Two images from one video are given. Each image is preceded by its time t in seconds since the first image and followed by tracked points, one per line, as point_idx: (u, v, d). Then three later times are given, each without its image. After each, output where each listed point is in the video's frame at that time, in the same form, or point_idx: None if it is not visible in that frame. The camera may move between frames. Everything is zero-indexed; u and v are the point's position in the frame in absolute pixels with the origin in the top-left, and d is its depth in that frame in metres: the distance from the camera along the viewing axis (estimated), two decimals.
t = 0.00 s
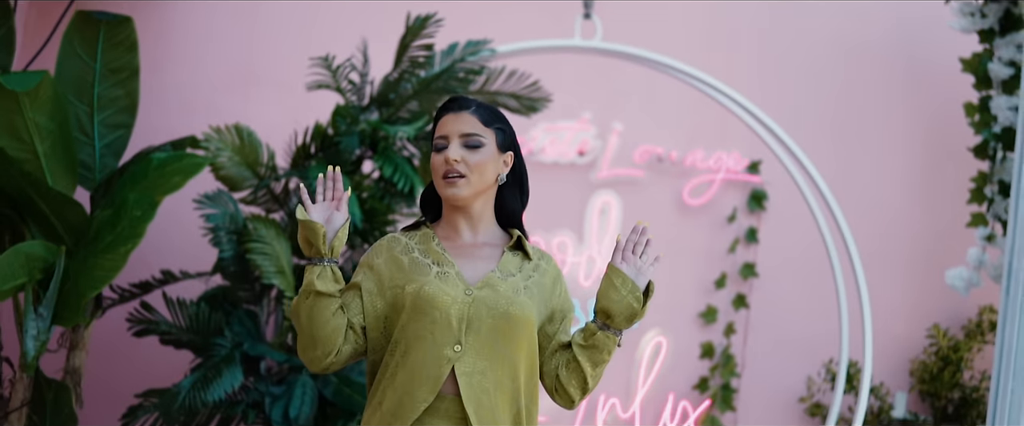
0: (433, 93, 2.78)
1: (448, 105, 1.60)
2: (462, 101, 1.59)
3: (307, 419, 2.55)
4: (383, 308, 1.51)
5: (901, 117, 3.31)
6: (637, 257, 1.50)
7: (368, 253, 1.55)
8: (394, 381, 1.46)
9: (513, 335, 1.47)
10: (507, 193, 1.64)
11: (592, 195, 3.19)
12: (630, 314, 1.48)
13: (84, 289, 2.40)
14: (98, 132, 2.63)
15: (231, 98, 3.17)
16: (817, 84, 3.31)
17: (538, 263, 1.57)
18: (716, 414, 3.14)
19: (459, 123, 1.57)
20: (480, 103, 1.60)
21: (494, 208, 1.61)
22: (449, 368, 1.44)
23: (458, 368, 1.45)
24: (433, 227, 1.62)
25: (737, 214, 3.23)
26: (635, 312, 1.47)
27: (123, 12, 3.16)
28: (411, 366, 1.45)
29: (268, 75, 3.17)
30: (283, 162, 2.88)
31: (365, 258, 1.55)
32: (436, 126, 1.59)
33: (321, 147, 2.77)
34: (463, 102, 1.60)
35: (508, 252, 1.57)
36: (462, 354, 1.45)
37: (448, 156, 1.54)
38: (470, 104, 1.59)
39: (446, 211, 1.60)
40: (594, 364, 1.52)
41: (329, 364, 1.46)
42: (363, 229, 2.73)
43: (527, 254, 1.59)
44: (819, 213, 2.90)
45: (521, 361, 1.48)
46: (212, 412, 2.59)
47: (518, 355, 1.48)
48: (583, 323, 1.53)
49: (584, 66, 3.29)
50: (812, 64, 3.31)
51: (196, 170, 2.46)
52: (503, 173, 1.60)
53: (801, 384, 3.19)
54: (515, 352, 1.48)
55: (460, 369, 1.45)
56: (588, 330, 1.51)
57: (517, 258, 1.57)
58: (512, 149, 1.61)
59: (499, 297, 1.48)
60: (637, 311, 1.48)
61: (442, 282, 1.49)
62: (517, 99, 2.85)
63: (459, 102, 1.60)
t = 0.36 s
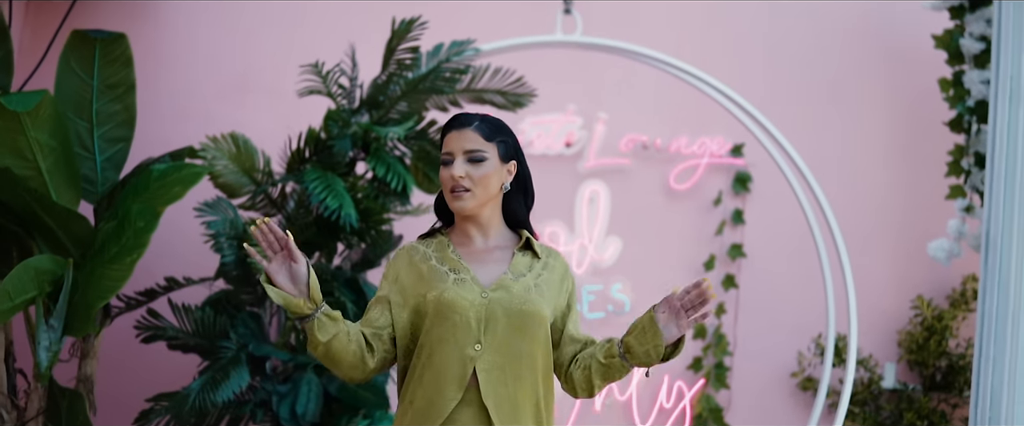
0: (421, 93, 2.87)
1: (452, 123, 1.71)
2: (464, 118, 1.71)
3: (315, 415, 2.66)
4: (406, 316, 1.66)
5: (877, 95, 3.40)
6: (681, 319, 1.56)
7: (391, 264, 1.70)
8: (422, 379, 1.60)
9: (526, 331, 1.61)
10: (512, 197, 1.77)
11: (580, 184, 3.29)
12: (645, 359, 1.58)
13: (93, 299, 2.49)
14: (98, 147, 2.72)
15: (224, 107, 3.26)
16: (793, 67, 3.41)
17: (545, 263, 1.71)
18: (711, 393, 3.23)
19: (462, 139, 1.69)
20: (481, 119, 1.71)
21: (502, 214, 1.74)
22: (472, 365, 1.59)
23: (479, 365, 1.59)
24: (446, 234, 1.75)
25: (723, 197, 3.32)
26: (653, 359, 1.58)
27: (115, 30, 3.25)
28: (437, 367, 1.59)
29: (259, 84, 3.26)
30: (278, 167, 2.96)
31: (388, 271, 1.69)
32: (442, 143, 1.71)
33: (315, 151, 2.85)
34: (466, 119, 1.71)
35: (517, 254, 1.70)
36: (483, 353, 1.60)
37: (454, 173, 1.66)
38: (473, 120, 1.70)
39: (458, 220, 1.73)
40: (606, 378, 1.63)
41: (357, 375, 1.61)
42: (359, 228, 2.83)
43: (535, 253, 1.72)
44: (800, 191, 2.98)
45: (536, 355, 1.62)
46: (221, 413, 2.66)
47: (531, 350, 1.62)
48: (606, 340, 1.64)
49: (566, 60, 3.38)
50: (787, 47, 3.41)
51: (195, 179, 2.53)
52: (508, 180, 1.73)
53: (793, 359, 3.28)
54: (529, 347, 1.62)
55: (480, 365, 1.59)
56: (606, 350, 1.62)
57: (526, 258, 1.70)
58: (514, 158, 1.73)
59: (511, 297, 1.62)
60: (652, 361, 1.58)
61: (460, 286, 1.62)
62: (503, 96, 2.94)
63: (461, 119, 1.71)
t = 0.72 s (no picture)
0: (411, 90, 2.96)
1: (474, 118, 1.75)
2: (484, 115, 1.75)
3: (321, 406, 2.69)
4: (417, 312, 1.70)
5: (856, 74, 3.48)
6: None
7: (403, 259, 1.73)
8: (435, 371, 1.66)
9: (531, 322, 1.66)
10: (519, 196, 1.79)
11: (569, 172, 3.37)
12: None
13: (101, 302, 2.56)
14: (100, 153, 2.80)
15: (220, 110, 3.34)
16: (772, 50, 3.49)
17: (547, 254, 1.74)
18: (704, 370, 3.32)
19: (484, 132, 1.72)
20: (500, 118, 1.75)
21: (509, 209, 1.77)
22: (480, 356, 1.65)
23: (487, 356, 1.65)
24: (452, 227, 1.78)
25: (709, 179, 3.41)
26: None
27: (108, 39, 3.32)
28: (448, 358, 1.65)
29: (253, 86, 3.35)
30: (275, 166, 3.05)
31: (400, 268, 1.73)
32: (463, 134, 1.74)
33: (311, 149, 2.92)
34: (486, 117, 1.75)
35: (522, 247, 1.73)
36: (490, 343, 1.65)
37: (478, 160, 1.69)
38: (493, 117, 1.74)
39: (468, 211, 1.75)
40: None
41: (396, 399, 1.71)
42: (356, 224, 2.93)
43: (539, 247, 1.75)
44: (783, 171, 3.06)
45: (541, 343, 1.67)
46: (229, 408, 2.77)
47: (535, 340, 1.67)
48: None
49: (552, 50, 3.46)
50: (766, 31, 3.50)
51: (195, 182, 2.60)
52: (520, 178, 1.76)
53: (783, 334, 3.37)
54: (533, 338, 1.67)
55: (489, 358, 1.65)
56: None
57: (530, 251, 1.73)
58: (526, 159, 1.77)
59: (515, 291, 1.66)
60: None
61: (467, 282, 1.67)
62: (491, 90, 3.01)
63: (481, 116, 1.75)
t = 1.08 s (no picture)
0: (404, 81, 3.03)
1: (471, 111, 1.74)
2: (480, 108, 1.74)
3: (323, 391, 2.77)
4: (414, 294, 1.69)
5: (838, 54, 3.57)
6: None
7: (402, 244, 1.73)
8: (427, 347, 1.64)
9: (519, 300, 1.64)
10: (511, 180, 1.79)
11: (561, 157, 3.44)
12: None
13: (108, 296, 2.64)
14: (103, 152, 2.88)
15: (218, 107, 3.42)
16: (755, 32, 3.57)
17: (540, 239, 1.71)
18: (697, 346, 3.40)
19: (485, 125, 1.71)
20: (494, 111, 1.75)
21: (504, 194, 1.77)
22: (467, 332, 1.62)
23: (476, 332, 1.62)
24: (448, 214, 1.77)
25: (698, 160, 3.49)
26: None
27: (107, 40, 3.39)
28: (439, 335, 1.63)
29: (249, 83, 3.43)
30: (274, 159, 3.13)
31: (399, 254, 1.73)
32: (461, 127, 1.73)
33: (307, 142, 2.99)
34: (482, 110, 1.74)
35: (516, 230, 1.72)
36: (479, 319, 1.63)
37: (483, 151, 1.68)
38: (489, 110, 1.74)
39: (465, 197, 1.75)
40: None
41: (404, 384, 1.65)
42: (354, 213, 3.00)
43: (532, 231, 1.73)
44: (768, 150, 3.14)
45: (528, 322, 1.65)
46: (236, 395, 2.85)
47: (524, 319, 1.64)
48: None
49: (540, 40, 3.54)
50: (749, 15, 3.58)
51: (197, 177, 2.67)
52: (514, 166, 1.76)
53: (773, 309, 3.45)
54: (522, 316, 1.64)
55: (477, 334, 1.62)
56: None
57: (523, 234, 1.72)
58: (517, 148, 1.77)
59: (504, 269, 1.65)
60: None
61: (458, 262, 1.66)
62: (482, 79, 3.09)
63: (477, 109, 1.74)
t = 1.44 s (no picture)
0: (398, 70, 3.10)
1: (460, 101, 1.74)
2: (468, 97, 1.75)
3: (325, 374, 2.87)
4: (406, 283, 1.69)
5: (823, 36, 3.63)
6: None
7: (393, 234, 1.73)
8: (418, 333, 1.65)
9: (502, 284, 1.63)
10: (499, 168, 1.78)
11: (552, 140, 3.51)
12: None
13: (115, 285, 2.71)
14: (106, 145, 2.95)
15: (216, 98, 3.49)
16: (742, 15, 3.64)
17: (524, 221, 1.70)
18: (689, 323, 3.48)
19: (472, 113, 1.72)
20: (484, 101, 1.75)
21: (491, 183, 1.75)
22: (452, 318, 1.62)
23: (460, 318, 1.62)
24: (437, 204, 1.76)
25: (687, 141, 3.56)
26: None
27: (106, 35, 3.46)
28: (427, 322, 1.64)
29: (247, 74, 3.50)
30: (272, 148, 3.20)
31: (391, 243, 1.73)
32: (450, 116, 1.73)
33: (305, 131, 3.07)
34: (471, 100, 1.74)
35: (498, 215, 1.71)
36: (464, 304, 1.63)
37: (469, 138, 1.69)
38: (478, 100, 1.74)
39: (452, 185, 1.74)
40: None
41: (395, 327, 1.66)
42: (352, 200, 3.07)
43: (516, 214, 1.71)
44: (756, 130, 3.22)
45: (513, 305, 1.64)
46: (241, 379, 2.91)
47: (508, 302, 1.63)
48: None
49: (531, 26, 3.60)
50: None
51: (198, 169, 2.74)
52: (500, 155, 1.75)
53: (764, 286, 3.53)
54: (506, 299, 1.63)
55: (462, 319, 1.62)
56: None
57: (506, 218, 1.70)
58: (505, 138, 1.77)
59: (486, 255, 1.64)
60: None
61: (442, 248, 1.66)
62: (474, 65, 3.16)
63: (466, 99, 1.75)
